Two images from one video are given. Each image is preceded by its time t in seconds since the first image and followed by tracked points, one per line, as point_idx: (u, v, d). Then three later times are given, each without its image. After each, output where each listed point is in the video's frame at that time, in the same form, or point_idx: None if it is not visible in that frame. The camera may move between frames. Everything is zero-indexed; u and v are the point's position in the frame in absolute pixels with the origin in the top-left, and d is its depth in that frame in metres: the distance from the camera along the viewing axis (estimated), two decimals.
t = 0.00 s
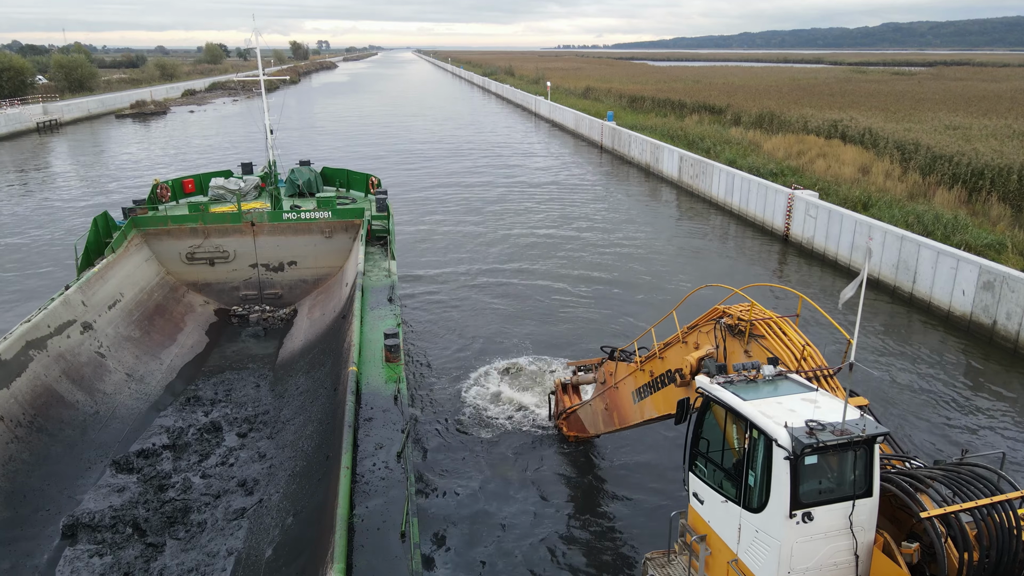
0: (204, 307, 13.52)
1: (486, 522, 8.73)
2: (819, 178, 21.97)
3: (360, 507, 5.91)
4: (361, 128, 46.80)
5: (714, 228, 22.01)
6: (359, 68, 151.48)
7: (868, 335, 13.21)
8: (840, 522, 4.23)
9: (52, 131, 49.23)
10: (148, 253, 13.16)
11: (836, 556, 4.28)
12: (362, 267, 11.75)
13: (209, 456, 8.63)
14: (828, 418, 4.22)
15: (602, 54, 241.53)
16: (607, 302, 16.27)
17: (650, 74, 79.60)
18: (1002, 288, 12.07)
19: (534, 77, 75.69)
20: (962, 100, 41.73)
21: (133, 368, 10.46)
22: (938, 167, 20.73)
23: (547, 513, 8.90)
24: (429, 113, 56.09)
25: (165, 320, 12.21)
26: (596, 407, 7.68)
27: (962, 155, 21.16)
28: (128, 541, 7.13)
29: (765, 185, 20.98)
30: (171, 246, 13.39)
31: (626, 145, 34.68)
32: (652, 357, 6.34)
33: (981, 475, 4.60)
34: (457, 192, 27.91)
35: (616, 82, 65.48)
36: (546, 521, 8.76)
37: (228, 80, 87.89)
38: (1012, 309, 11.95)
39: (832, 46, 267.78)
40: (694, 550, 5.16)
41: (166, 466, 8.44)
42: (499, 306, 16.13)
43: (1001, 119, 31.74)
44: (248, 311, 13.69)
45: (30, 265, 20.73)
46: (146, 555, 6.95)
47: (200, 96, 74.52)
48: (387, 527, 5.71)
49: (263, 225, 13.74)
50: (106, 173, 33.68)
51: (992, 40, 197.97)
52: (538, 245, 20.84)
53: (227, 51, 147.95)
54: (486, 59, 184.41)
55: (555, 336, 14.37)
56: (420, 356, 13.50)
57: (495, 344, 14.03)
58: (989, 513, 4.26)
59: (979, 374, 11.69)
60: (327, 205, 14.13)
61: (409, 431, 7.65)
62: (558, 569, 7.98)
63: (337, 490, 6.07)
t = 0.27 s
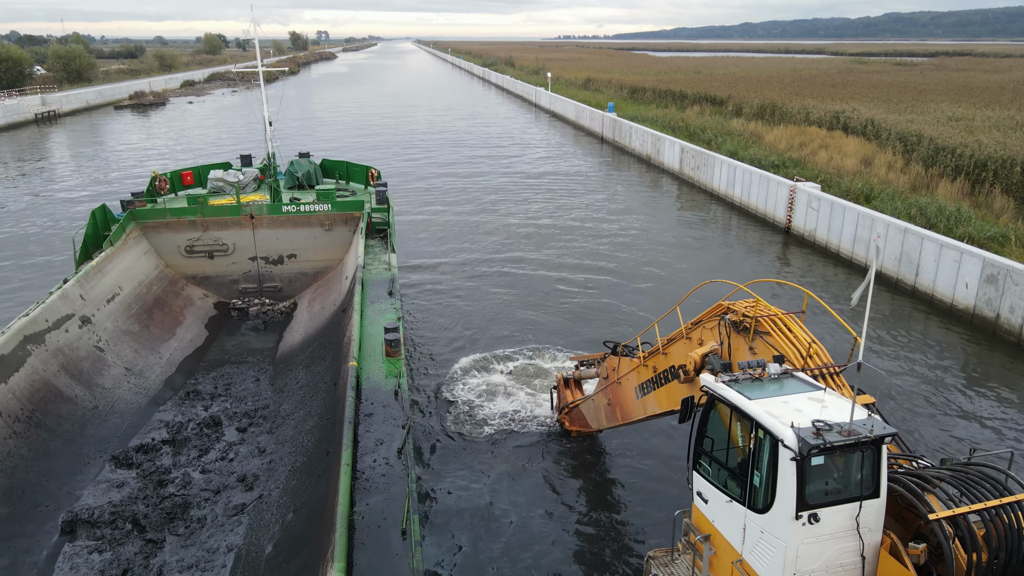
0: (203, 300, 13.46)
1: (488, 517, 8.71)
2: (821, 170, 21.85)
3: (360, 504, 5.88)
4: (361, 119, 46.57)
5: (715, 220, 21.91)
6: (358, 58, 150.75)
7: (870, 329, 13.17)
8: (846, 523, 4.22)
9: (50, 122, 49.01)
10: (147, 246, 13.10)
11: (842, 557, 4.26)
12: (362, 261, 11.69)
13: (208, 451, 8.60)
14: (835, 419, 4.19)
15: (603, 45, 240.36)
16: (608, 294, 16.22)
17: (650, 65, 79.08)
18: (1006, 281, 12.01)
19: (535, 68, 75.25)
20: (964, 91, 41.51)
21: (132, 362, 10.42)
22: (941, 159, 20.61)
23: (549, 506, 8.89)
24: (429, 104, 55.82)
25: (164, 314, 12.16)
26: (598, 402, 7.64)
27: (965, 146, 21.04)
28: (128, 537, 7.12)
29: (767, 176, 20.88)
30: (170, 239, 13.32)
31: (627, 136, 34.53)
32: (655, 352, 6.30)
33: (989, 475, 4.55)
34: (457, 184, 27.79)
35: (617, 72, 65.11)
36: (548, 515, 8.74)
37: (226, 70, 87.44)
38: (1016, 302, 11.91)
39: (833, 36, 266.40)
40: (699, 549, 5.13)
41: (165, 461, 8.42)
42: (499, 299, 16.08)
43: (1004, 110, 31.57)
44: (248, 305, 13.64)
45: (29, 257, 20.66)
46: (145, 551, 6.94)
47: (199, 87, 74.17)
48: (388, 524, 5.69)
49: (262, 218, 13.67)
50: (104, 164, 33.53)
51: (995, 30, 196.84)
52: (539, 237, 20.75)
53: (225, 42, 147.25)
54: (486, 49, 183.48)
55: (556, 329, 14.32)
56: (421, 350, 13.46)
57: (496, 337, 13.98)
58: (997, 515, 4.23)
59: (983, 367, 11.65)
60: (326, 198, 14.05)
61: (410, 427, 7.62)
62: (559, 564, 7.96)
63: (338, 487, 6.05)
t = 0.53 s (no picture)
0: (202, 293, 13.41)
1: (489, 511, 8.70)
2: (823, 161, 21.74)
3: (360, 502, 5.85)
4: (360, 110, 46.34)
5: (716, 212, 21.82)
6: (358, 48, 150.05)
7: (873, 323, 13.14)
8: (853, 524, 4.18)
9: (49, 113, 48.82)
10: (146, 238, 13.04)
11: (848, 559, 4.23)
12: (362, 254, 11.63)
13: (208, 445, 8.58)
14: (841, 419, 4.15)
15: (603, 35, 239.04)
16: (609, 287, 16.17)
17: (651, 55, 78.58)
18: (1009, 274, 11.96)
19: (535, 58, 74.80)
20: (967, 82, 41.26)
21: (131, 356, 10.38)
22: (944, 150, 20.50)
23: (551, 501, 8.88)
24: (429, 94, 55.53)
25: (163, 307, 12.12)
26: (601, 396, 7.59)
27: (968, 138, 20.92)
28: (127, 532, 7.10)
29: (768, 168, 20.78)
30: (169, 232, 13.26)
31: (628, 127, 34.37)
32: (658, 348, 6.28)
33: (998, 476, 4.54)
34: (457, 175, 27.67)
35: (618, 62, 64.69)
36: (550, 509, 8.73)
37: (225, 61, 87.03)
38: (1019, 295, 11.86)
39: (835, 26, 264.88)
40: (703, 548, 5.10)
41: (165, 456, 8.40)
42: (500, 291, 16.02)
43: (1007, 101, 31.39)
44: (247, 298, 13.59)
45: (28, 249, 20.59)
46: (145, 547, 6.93)
47: (198, 77, 73.87)
48: (388, 521, 5.66)
49: (262, 210, 13.59)
50: (103, 155, 33.40)
51: (997, 20, 195.69)
52: (539, 228, 20.67)
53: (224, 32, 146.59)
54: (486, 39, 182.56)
55: (557, 322, 14.28)
56: (422, 343, 13.42)
57: (497, 329, 13.94)
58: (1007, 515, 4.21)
59: (985, 361, 11.62)
60: (326, 190, 13.97)
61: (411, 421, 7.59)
62: (561, 559, 7.95)
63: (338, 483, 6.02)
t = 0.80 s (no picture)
0: (201, 287, 13.35)
1: (491, 507, 8.70)
2: (825, 154, 21.63)
3: (361, 500, 5.84)
4: (360, 101, 46.10)
5: (718, 205, 21.73)
6: (357, 40, 149.39)
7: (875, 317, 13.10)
8: (860, 526, 4.19)
9: (47, 104, 48.59)
10: (144, 232, 12.98)
11: (854, 560, 4.23)
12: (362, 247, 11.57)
13: (207, 441, 8.56)
14: (848, 420, 4.14)
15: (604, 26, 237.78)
16: (609, 280, 16.11)
17: (652, 45, 78.14)
18: (1012, 268, 11.90)
19: (535, 49, 74.41)
20: (969, 73, 41.00)
21: (129, 350, 10.35)
22: (946, 142, 20.38)
23: (554, 497, 8.87)
24: (428, 86, 55.25)
25: (162, 301, 12.07)
26: (603, 392, 7.56)
27: (971, 130, 20.81)
28: (126, 529, 7.09)
29: (770, 160, 20.67)
30: (167, 226, 13.19)
31: (628, 119, 34.19)
32: (661, 344, 6.24)
33: (1006, 477, 4.53)
34: (457, 167, 27.54)
35: (618, 54, 64.29)
36: (552, 505, 8.73)
37: (224, 52, 86.57)
38: (1022, 289, 11.81)
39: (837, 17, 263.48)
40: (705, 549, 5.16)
41: (164, 451, 8.37)
42: (501, 285, 15.96)
43: (1010, 93, 31.19)
44: (247, 292, 13.52)
45: (27, 241, 20.51)
46: (144, 544, 6.92)
47: (196, 68, 73.51)
48: (389, 519, 5.64)
49: (261, 204, 13.52)
50: (101, 147, 33.24)
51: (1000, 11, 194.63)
52: (540, 221, 20.59)
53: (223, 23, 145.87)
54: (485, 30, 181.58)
55: (558, 316, 14.24)
56: (423, 337, 13.39)
57: (497, 324, 13.89)
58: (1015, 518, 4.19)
59: (987, 356, 11.59)
60: (325, 183, 13.90)
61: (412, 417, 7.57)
62: (562, 555, 7.96)
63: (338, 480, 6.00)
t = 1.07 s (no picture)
0: (200, 281, 13.30)
1: (492, 504, 8.70)
2: (826, 147, 21.53)
3: (361, 498, 5.81)
4: (359, 94, 45.88)
5: (719, 198, 21.64)
6: (356, 32, 148.71)
7: (876, 313, 13.07)
8: (866, 529, 4.16)
9: (45, 96, 48.38)
10: (143, 226, 12.91)
11: (861, 563, 4.20)
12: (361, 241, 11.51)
13: (206, 437, 8.53)
14: (855, 421, 4.12)
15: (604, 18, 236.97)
16: (610, 274, 16.04)
17: (653, 37, 77.68)
18: (1015, 262, 11.85)
19: (536, 41, 73.97)
20: (971, 65, 40.77)
21: (128, 346, 10.31)
22: (949, 135, 20.27)
23: (555, 493, 8.86)
24: (428, 78, 54.99)
25: (161, 296, 12.02)
26: (604, 388, 7.53)
27: (974, 123, 20.68)
28: (125, 526, 7.08)
29: (772, 153, 20.56)
30: (166, 220, 13.12)
31: (629, 112, 34.01)
32: (663, 340, 6.22)
33: (1014, 479, 4.52)
34: (457, 160, 27.41)
35: (619, 46, 63.89)
36: (552, 501, 8.73)
37: (223, 44, 86.14)
38: None
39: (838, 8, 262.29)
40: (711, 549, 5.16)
41: (163, 448, 8.34)
42: (501, 278, 15.90)
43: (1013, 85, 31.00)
44: (246, 286, 13.46)
45: (25, 234, 20.42)
46: (144, 541, 6.90)
47: (195, 60, 73.16)
48: (390, 518, 5.62)
49: (260, 198, 13.46)
50: (99, 140, 33.08)
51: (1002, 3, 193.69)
52: (540, 214, 20.50)
53: (222, 14, 145.18)
54: (485, 22, 180.65)
55: (559, 310, 14.20)
56: (423, 331, 13.37)
57: (498, 318, 13.85)
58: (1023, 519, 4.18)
59: (990, 352, 11.55)
60: (324, 177, 13.82)
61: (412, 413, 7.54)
62: (564, 553, 7.95)
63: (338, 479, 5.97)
